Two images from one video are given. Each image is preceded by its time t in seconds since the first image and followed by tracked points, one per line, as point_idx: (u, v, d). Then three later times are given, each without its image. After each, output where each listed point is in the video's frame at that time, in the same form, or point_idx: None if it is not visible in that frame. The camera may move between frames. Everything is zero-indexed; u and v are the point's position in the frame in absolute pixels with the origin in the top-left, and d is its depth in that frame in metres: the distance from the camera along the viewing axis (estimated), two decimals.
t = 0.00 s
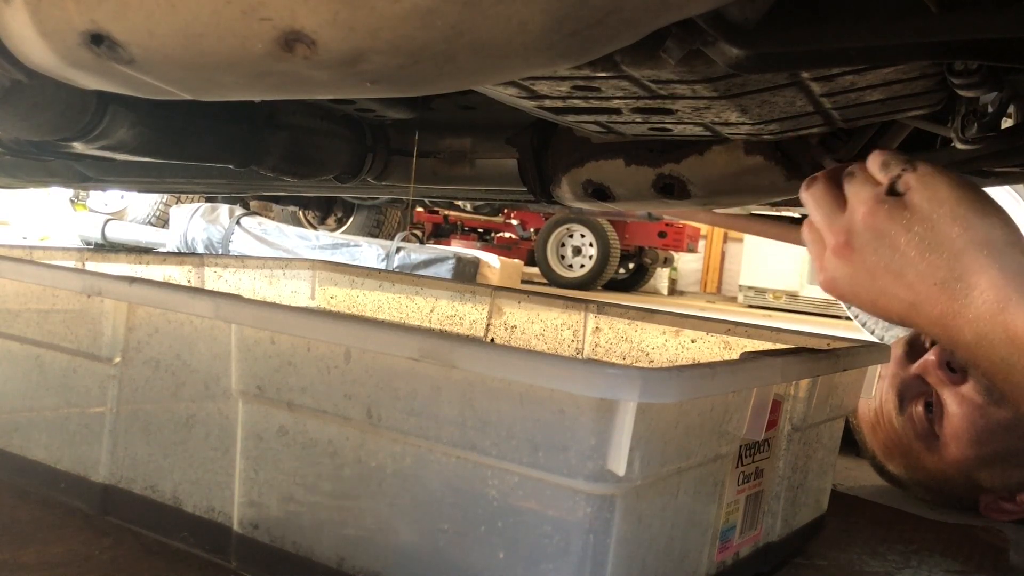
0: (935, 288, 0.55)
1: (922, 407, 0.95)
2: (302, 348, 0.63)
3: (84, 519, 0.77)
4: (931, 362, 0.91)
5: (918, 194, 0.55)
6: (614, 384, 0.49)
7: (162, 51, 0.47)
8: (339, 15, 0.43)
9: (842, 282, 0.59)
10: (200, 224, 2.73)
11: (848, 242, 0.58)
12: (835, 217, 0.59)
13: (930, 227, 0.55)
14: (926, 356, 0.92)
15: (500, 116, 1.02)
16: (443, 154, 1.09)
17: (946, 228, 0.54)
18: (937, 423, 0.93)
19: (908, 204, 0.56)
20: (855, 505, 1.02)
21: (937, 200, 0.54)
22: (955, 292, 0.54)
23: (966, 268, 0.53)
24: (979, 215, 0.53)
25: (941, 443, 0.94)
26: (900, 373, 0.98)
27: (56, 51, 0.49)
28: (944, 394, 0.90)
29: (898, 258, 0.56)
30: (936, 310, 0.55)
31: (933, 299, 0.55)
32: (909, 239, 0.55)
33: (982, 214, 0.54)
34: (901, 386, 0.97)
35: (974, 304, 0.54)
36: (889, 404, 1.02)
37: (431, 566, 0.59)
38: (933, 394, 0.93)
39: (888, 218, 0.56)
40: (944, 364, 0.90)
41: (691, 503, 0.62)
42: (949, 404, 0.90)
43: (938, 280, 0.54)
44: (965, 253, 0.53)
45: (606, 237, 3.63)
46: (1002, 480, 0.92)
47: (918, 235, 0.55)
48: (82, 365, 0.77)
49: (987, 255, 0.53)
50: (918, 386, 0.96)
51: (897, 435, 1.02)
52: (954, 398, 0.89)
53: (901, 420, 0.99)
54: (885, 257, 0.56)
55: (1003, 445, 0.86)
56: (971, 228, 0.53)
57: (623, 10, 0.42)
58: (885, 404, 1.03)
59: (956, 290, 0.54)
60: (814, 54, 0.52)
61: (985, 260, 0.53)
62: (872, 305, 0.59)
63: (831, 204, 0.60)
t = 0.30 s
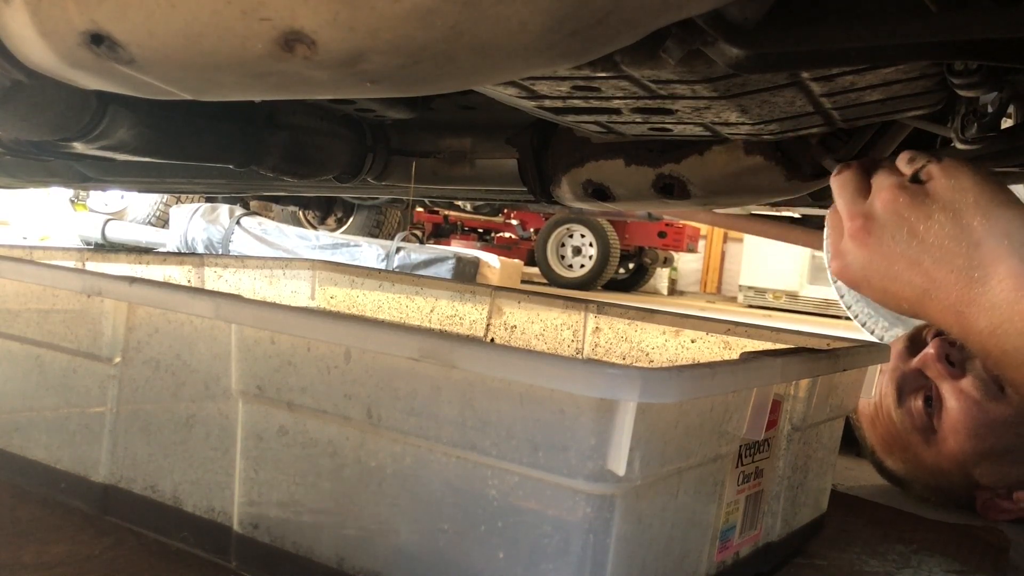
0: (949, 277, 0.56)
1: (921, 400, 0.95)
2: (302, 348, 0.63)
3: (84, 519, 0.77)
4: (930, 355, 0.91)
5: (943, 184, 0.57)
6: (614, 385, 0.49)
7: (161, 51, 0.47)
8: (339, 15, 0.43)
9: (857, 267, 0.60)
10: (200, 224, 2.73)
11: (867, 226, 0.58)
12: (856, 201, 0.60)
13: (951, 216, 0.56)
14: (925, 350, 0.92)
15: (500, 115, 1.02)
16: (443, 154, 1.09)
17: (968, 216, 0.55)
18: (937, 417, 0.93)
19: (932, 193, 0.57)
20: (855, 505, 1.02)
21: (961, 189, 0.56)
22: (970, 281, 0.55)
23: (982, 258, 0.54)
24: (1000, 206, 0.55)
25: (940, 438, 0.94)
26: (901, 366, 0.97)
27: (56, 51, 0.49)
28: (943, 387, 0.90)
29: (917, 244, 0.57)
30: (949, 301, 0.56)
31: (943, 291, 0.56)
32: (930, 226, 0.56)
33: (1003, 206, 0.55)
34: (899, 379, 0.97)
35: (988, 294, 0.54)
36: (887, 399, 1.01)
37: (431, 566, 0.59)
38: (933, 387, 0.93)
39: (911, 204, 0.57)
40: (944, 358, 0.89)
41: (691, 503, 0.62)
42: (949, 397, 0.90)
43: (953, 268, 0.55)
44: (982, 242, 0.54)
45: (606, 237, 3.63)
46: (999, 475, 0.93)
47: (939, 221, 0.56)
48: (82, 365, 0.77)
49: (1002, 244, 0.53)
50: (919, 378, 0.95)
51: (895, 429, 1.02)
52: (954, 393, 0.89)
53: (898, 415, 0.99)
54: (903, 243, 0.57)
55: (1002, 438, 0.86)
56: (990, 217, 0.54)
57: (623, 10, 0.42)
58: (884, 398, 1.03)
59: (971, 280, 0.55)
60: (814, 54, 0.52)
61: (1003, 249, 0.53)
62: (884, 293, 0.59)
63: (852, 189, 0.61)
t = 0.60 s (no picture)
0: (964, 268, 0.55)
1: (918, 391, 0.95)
2: (302, 348, 0.63)
3: (85, 519, 0.77)
4: (932, 342, 0.91)
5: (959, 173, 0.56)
6: (614, 385, 0.49)
7: (162, 50, 0.47)
8: (339, 15, 0.43)
9: (870, 254, 0.59)
10: (200, 224, 2.73)
11: (881, 214, 0.58)
12: (868, 188, 0.59)
13: (966, 206, 0.55)
14: (927, 337, 0.92)
15: (500, 116, 1.02)
16: (443, 154, 1.09)
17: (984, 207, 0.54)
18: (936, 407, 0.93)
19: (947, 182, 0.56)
20: (855, 505, 1.02)
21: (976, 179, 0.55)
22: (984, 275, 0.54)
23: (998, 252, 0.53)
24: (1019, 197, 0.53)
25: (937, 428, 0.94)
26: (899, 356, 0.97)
27: (56, 51, 0.49)
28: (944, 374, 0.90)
29: (930, 232, 0.56)
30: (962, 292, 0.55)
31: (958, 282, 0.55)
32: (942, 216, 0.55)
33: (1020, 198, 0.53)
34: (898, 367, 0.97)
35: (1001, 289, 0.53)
36: (886, 387, 1.01)
37: (431, 565, 0.59)
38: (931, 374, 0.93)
39: (924, 193, 0.56)
40: (945, 344, 0.90)
41: (691, 503, 0.62)
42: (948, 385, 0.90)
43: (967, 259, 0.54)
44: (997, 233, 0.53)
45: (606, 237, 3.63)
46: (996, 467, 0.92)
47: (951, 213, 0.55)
48: (82, 365, 0.77)
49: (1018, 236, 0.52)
50: (918, 367, 0.95)
51: (894, 420, 1.02)
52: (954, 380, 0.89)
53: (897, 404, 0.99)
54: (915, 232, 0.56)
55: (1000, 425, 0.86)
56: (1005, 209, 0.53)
57: (623, 10, 0.42)
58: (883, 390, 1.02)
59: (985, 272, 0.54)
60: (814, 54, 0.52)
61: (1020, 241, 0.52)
62: (896, 280, 0.59)
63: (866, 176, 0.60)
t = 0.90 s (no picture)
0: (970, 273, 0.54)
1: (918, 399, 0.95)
2: (302, 348, 0.63)
3: (85, 519, 0.77)
4: (931, 353, 0.91)
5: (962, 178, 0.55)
6: (614, 385, 0.49)
7: (162, 50, 0.47)
8: (339, 15, 0.43)
9: (876, 261, 0.59)
10: (200, 224, 2.73)
11: (885, 220, 0.58)
12: (871, 196, 0.59)
13: (969, 209, 0.54)
14: (926, 347, 0.91)
15: (500, 116, 1.02)
16: (443, 154, 1.09)
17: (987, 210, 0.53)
18: (936, 416, 0.93)
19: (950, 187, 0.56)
20: (855, 505, 1.02)
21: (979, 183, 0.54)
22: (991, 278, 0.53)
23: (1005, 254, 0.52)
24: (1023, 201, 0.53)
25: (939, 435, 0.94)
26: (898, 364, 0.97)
27: (56, 51, 0.49)
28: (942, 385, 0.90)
29: (933, 236, 0.56)
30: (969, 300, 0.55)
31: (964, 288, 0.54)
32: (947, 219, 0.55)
33: None
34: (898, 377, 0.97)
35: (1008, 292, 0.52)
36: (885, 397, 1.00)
37: (431, 566, 0.59)
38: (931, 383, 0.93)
39: (926, 197, 0.56)
40: (944, 355, 0.89)
41: (691, 503, 0.62)
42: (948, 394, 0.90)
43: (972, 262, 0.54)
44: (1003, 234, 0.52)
45: (606, 237, 3.63)
46: (1000, 472, 0.93)
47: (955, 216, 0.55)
48: (82, 365, 0.77)
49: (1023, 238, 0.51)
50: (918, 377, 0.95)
51: (895, 428, 1.01)
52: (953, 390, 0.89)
53: (898, 414, 0.98)
54: (919, 236, 0.56)
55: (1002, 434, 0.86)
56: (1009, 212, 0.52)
57: (623, 9, 0.42)
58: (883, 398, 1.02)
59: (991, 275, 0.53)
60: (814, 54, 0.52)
61: None
62: (902, 286, 0.58)
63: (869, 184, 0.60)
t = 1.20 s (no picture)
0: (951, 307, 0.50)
1: (928, 411, 0.96)
2: (302, 348, 0.63)
3: (85, 519, 0.77)
4: (942, 365, 0.91)
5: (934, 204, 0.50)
6: (614, 385, 0.49)
7: (161, 50, 0.47)
8: (339, 15, 0.43)
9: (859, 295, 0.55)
10: (200, 224, 2.73)
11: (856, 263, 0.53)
12: (838, 237, 0.54)
13: (933, 245, 0.50)
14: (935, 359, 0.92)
15: (500, 116, 1.02)
16: (443, 154, 1.09)
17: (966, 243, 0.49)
18: (946, 427, 0.94)
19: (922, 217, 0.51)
20: (855, 505, 1.02)
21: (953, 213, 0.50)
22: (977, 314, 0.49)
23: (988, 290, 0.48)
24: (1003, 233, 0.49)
25: (949, 445, 0.95)
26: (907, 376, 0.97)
27: (56, 51, 0.49)
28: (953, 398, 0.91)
29: (907, 274, 0.51)
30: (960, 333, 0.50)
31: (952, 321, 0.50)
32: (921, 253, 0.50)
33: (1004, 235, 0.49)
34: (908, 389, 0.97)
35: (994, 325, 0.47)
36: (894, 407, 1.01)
37: (431, 566, 0.59)
38: (941, 396, 0.94)
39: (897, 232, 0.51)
40: (955, 368, 0.90)
41: (691, 503, 0.62)
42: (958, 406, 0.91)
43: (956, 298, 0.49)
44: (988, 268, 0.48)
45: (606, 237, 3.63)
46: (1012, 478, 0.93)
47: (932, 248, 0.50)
48: (82, 365, 0.77)
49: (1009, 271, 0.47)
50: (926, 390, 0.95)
51: (904, 436, 1.02)
52: (965, 403, 0.90)
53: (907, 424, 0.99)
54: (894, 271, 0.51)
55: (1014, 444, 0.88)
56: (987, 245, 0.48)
57: (623, 9, 0.42)
58: (891, 407, 1.02)
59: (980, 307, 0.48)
60: (814, 54, 0.52)
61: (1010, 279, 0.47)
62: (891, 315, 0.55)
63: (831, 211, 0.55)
